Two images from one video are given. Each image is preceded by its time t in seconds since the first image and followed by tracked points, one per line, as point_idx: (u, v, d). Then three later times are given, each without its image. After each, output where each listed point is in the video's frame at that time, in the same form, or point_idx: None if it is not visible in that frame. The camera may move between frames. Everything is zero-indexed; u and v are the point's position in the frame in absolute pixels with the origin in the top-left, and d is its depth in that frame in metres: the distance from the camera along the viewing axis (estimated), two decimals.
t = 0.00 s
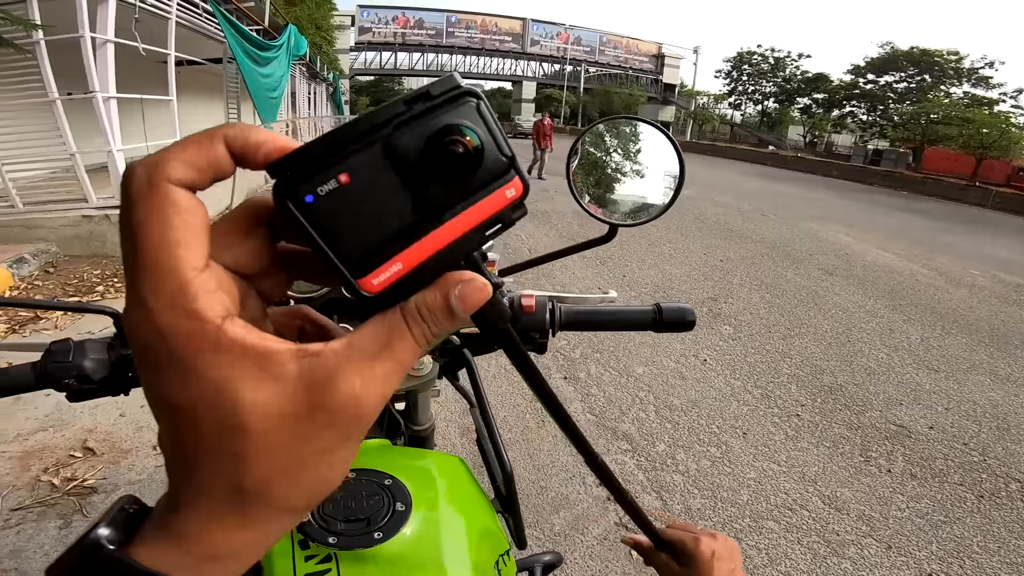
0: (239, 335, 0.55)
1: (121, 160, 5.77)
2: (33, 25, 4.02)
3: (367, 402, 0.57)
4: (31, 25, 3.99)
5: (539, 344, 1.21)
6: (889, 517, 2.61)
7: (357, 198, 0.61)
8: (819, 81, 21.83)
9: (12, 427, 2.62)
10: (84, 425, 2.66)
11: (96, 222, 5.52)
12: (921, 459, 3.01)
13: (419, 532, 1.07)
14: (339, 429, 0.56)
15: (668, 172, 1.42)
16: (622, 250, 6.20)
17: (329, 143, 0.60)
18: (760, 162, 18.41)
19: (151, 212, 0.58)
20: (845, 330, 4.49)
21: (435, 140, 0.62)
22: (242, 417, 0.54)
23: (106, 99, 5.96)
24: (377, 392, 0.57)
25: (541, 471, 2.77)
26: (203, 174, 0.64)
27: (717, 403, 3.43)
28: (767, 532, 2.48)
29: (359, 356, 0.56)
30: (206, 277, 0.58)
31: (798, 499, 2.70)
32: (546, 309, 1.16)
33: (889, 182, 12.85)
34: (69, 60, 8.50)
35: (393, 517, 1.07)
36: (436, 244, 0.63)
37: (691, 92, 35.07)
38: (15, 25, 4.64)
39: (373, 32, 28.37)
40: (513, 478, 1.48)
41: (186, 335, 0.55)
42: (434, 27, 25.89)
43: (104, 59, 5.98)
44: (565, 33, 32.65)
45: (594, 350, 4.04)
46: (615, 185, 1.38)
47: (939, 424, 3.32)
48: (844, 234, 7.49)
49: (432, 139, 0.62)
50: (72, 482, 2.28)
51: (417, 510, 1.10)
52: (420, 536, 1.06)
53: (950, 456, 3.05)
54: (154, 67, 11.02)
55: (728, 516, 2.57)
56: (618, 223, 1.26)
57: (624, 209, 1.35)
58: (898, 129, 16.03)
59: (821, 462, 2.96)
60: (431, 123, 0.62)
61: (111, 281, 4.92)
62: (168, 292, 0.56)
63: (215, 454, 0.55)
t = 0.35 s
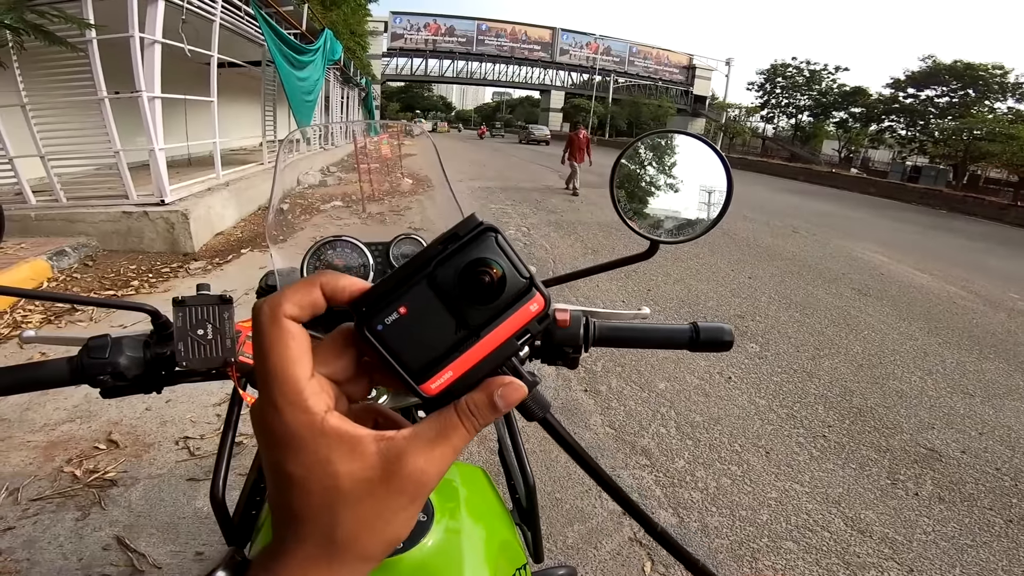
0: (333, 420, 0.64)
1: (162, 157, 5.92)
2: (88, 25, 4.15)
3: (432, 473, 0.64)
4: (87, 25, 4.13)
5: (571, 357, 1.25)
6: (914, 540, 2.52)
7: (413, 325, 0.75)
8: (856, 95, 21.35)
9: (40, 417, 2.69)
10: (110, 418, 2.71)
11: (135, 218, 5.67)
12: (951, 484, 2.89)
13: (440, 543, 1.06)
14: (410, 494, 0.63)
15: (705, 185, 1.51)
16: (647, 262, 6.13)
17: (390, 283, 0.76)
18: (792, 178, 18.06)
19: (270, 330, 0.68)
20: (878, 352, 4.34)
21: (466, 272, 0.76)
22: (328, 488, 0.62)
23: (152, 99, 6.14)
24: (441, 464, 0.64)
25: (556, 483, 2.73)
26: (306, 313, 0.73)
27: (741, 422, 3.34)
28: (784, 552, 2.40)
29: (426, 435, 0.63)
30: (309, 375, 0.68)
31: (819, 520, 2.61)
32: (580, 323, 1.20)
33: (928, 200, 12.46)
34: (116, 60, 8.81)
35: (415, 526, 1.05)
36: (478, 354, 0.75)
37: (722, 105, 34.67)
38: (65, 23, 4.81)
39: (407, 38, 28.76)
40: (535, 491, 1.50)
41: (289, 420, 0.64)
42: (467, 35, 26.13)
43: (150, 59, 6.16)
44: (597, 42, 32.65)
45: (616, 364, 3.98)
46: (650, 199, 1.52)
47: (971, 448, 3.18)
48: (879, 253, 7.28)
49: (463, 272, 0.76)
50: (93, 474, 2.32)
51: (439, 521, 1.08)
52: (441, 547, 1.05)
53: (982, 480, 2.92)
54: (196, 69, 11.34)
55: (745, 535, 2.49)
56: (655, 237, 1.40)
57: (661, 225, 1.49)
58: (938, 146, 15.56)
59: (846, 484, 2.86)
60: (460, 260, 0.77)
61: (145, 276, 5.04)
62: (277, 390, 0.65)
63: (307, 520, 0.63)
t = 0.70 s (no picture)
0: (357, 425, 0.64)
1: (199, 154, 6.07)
2: (134, 24, 4.28)
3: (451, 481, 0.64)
4: (134, 24, 4.26)
5: (593, 369, 1.24)
6: (933, 562, 2.44)
7: (443, 334, 0.74)
8: (893, 106, 20.83)
9: (68, 405, 2.77)
10: (135, 408, 2.78)
11: (170, 213, 5.82)
12: (976, 505, 2.80)
13: (451, 550, 1.04)
14: (429, 500, 0.63)
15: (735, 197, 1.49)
16: (672, 271, 6.06)
17: (423, 291, 0.76)
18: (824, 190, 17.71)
19: (307, 335, 0.68)
20: (907, 371, 4.21)
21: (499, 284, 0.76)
22: (347, 490, 0.62)
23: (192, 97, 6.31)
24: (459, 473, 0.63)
25: (569, 491, 2.71)
26: (339, 317, 0.75)
27: (760, 437, 3.27)
28: (798, 570, 2.34)
29: (447, 445, 0.63)
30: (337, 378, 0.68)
31: (835, 537, 2.54)
32: (603, 335, 1.19)
33: (967, 215, 12.06)
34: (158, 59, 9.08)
35: (426, 532, 1.04)
36: (503, 367, 0.74)
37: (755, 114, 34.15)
38: (111, 21, 4.97)
39: (437, 42, 29.03)
40: (549, 502, 1.45)
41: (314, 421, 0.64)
42: (496, 40, 26.30)
43: (192, 58, 6.33)
44: (627, 49, 32.53)
45: (636, 374, 3.93)
46: (679, 210, 1.50)
47: (1000, 470, 3.07)
48: (913, 270, 7.07)
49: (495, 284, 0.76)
50: (114, 464, 2.37)
51: (451, 527, 1.07)
52: (452, 554, 1.03)
53: (1009, 502, 2.82)
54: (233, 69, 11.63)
55: (758, 551, 2.44)
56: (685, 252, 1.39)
57: (691, 239, 1.47)
58: (979, 159, 15.08)
59: (866, 502, 2.78)
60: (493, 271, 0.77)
61: (177, 270, 5.18)
62: (303, 391, 0.65)
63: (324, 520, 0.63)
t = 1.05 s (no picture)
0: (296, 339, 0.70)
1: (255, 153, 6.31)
2: (199, 25, 4.48)
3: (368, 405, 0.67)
4: (199, 25, 4.46)
5: (648, 382, 1.17)
6: None
7: (376, 272, 0.81)
8: (960, 112, 19.79)
9: (127, 393, 2.91)
10: (188, 398, 2.90)
11: (229, 210, 6.07)
12: None
13: (498, 556, 1.04)
14: (347, 421, 0.66)
15: (796, 208, 1.43)
16: (717, 279, 5.91)
17: (365, 230, 0.82)
18: (882, 199, 16.94)
19: (269, 259, 0.77)
20: (969, 390, 3.98)
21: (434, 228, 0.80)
22: (269, 396, 0.66)
23: (251, 98, 6.56)
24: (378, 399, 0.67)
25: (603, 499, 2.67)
26: (305, 249, 0.84)
27: (807, 452, 3.14)
28: None
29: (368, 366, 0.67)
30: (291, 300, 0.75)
31: (879, 556, 2.44)
32: (661, 346, 1.13)
33: None
34: (220, 62, 9.49)
35: (473, 537, 1.04)
36: (428, 303, 0.79)
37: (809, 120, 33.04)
38: (178, 23, 5.22)
39: (485, 46, 29.31)
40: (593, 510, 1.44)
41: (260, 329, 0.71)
42: (539, 43, 26.38)
43: (251, 59, 6.58)
44: (674, 52, 32.09)
45: (677, 384, 3.85)
46: (732, 224, 1.46)
47: None
48: (978, 285, 6.68)
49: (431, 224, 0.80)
50: (166, 453, 2.48)
51: (498, 534, 1.07)
52: (498, 560, 1.03)
53: None
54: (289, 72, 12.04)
55: (797, 568, 2.36)
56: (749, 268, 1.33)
57: (756, 253, 1.39)
58: None
59: (914, 522, 2.66)
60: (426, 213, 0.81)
61: (234, 265, 5.39)
62: (255, 306, 0.72)
63: (245, 423, 0.67)
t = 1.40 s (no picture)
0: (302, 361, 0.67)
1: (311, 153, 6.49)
2: (261, 27, 4.64)
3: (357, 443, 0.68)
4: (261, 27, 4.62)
5: (726, 398, 1.14)
6: None
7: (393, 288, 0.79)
8: None
9: (187, 384, 3.04)
10: (243, 391, 3.00)
11: (286, 209, 6.29)
12: None
13: (562, 568, 1.03)
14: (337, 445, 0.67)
15: (876, 221, 1.36)
16: (770, 288, 5.69)
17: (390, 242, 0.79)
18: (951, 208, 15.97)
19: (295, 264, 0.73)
20: None
21: (379, 258, 0.65)
22: (271, 415, 0.65)
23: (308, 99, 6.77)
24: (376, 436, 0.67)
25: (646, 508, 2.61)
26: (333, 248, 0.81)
27: (863, 469, 2.99)
28: None
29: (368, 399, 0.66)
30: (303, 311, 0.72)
31: None
32: (744, 363, 1.09)
33: None
34: (280, 67, 9.87)
35: (538, 548, 1.04)
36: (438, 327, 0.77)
37: (871, 124, 31.57)
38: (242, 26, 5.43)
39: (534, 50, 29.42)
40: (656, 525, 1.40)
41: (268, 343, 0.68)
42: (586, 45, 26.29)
43: (309, 60, 6.78)
44: (726, 53, 31.32)
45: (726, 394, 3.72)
46: (818, 240, 1.37)
47: None
48: None
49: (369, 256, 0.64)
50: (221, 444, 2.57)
51: (562, 546, 1.06)
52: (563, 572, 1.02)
53: None
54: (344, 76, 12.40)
55: None
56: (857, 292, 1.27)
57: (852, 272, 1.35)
58: None
59: (974, 542, 2.53)
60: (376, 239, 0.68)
61: (289, 262, 5.56)
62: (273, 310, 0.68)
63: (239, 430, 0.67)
